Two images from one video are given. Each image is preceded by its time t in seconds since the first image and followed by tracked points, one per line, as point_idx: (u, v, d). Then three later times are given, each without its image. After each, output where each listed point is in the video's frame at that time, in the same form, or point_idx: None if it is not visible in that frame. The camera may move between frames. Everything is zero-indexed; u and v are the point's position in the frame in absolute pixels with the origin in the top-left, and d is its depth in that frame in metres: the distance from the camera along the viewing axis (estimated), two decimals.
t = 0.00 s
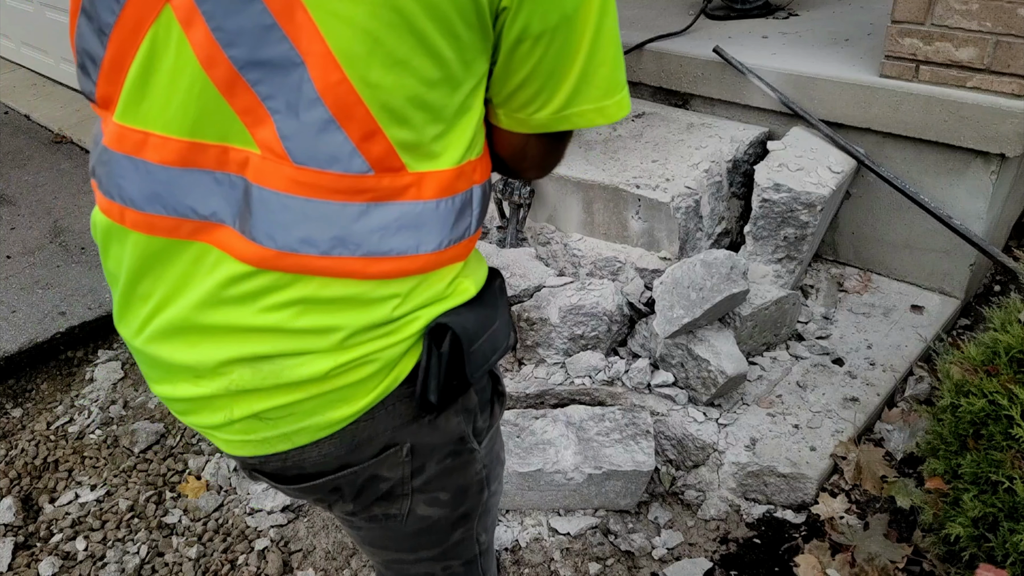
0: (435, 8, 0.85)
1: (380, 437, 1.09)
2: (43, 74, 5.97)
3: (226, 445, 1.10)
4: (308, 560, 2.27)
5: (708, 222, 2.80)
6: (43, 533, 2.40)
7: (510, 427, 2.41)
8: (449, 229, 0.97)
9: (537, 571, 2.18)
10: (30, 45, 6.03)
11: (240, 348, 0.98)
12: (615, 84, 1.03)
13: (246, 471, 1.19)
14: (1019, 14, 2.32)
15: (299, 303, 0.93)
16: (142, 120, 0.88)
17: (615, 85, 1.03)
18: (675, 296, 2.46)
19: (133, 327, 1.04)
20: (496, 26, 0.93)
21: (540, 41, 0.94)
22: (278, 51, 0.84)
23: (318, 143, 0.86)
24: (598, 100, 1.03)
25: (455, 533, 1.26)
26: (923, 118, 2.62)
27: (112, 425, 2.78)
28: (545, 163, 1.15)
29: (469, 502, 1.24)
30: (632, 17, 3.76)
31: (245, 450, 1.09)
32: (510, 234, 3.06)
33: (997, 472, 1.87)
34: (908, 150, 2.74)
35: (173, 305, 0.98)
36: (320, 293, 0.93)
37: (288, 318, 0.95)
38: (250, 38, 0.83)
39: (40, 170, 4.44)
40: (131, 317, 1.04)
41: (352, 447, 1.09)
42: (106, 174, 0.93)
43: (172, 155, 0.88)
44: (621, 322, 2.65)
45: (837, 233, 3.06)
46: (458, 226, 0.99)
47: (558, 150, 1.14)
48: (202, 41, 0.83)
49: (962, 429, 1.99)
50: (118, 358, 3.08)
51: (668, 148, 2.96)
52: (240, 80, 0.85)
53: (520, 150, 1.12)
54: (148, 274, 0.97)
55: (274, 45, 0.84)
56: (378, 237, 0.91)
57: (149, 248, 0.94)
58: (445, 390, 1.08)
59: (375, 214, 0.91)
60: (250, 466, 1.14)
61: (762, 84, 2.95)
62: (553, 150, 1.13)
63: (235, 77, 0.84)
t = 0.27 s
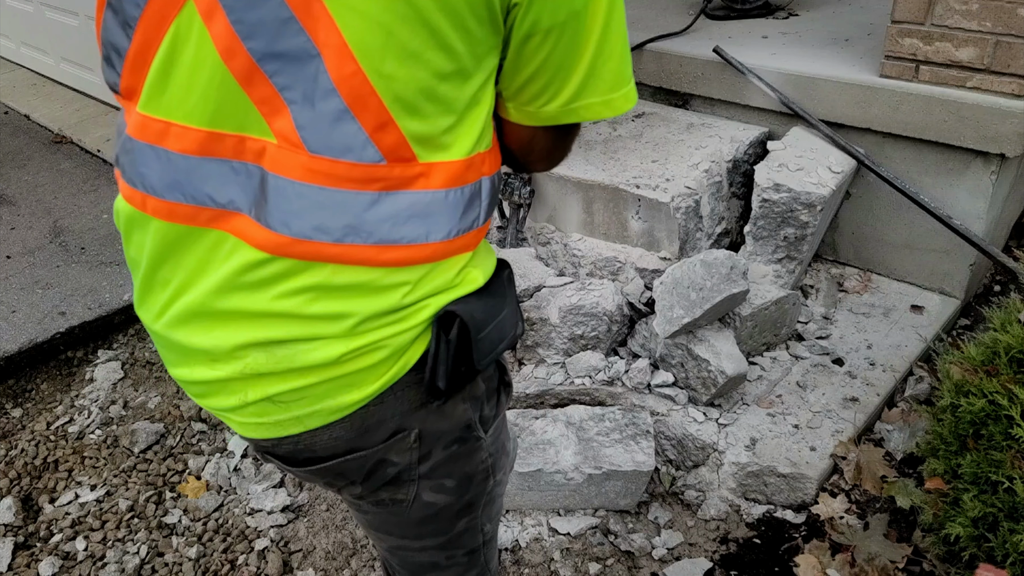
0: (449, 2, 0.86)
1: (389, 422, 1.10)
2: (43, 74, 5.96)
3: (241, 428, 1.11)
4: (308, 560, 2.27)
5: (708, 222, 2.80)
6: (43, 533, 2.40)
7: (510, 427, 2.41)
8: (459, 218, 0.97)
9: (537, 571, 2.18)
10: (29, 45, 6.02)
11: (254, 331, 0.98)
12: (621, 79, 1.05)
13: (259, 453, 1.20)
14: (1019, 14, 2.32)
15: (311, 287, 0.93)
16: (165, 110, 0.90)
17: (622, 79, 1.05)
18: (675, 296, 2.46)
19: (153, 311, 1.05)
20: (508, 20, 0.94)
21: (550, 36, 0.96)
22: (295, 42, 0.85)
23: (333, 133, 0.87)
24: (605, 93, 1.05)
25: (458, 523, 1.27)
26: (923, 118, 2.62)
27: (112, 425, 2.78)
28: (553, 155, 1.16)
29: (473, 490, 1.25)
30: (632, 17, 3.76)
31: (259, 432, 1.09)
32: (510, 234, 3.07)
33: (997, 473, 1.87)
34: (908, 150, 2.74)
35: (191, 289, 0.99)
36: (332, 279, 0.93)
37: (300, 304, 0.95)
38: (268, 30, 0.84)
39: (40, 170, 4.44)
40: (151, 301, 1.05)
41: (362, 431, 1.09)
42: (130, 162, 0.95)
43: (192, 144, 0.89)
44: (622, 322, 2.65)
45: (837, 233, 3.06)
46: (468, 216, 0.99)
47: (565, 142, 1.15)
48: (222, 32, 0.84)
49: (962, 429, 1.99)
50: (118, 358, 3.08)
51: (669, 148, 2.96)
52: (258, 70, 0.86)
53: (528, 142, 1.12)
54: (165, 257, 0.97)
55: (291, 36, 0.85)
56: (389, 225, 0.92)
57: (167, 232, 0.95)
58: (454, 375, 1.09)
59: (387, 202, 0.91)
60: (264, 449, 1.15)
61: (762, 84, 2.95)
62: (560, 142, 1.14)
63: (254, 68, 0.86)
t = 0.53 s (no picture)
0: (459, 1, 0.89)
1: (400, 409, 1.11)
2: (43, 74, 5.97)
3: (256, 412, 1.14)
4: (308, 560, 2.27)
5: (708, 222, 2.80)
6: (43, 533, 2.40)
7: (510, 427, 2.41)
8: (468, 211, 1.00)
9: (537, 571, 2.18)
10: (29, 45, 6.02)
11: (271, 318, 1.01)
12: (627, 77, 1.07)
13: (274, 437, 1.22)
14: (1019, 14, 2.32)
15: (326, 276, 0.96)
16: (186, 104, 0.92)
17: (628, 77, 1.07)
18: (675, 296, 2.46)
19: (174, 297, 1.08)
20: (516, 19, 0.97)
21: (557, 34, 0.98)
22: (311, 38, 0.87)
23: (347, 126, 0.89)
24: (611, 89, 1.07)
25: (466, 511, 1.27)
26: (923, 118, 2.62)
27: (112, 425, 2.78)
28: (561, 149, 1.19)
29: (481, 479, 1.25)
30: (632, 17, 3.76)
31: (274, 417, 1.12)
32: (510, 234, 3.10)
33: (997, 473, 1.87)
34: (909, 150, 2.74)
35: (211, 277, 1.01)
36: (347, 268, 0.96)
37: (317, 292, 0.97)
38: (285, 26, 0.87)
39: (40, 170, 4.44)
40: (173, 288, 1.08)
41: (372, 417, 1.11)
42: (154, 154, 0.98)
43: (212, 137, 0.92)
44: (621, 322, 2.65)
45: (837, 233, 3.06)
46: (476, 209, 1.01)
47: (575, 140, 1.18)
48: (241, 29, 0.87)
49: (962, 429, 1.99)
50: (118, 358, 3.09)
51: (668, 148, 2.96)
52: (275, 66, 0.88)
53: (538, 138, 1.16)
54: (187, 246, 1.00)
55: (306, 32, 0.87)
56: (401, 217, 0.94)
57: (188, 221, 0.98)
58: (463, 364, 1.10)
59: (399, 194, 0.94)
60: (280, 434, 1.18)
61: (762, 84, 2.95)
62: (569, 137, 1.17)
63: (271, 63, 0.88)
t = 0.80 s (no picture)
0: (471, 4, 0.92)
1: (412, 397, 1.17)
2: (43, 74, 5.97)
3: (273, 397, 1.18)
4: (308, 560, 2.27)
5: (708, 222, 2.80)
6: (43, 533, 2.39)
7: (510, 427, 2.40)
8: (478, 206, 1.03)
9: (537, 571, 2.18)
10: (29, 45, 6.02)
11: (288, 307, 1.04)
12: (631, 74, 1.13)
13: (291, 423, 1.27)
14: (1019, 14, 2.31)
15: (342, 268, 1.00)
16: (207, 99, 0.96)
17: (632, 74, 1.13)
18: (675, 296, 2.46)
19: (194, 287, 1.12)
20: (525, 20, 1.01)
21: (563, 35, 1.03)
22: (326, 37, 0.90)
23: (361, 122, 0.92)
24: (616, 88, 1.13)
25: (474, 501, 1.32)
26: (922, 118, 2.62)
27: (112, 425, 2.78)
28: (571, 145, 1.24)
29: (489, 468, 1.30)
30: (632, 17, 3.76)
31: (289, 402, 1.16)
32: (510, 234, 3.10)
33: (997, 473, 1.87)
34: (909, 150, 2.74)
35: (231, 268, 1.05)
36: (362, 260, 0.99)
37: (333, 284, 1.01)
38: (301, 25, 0.90)
39: (40, 170, 4.44)
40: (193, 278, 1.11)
41: (385, 404, 1.16)
42: (175, 148, 1.01)
43: (232, 132, 0.95)
44: (621, 322, 2.65)
45: (837, 233, 3.06)
46: (486, 203, 1.05)
47: (584, 139, 1.24)
48: (260, 27, 0.90)
49: (962, 429, 1.99)
50: (118, 358, 3.09)
51: (668, 148, 2.96)
52: (292, 63, 0.91)
53: (548, 133, 1.22)
54: (206, 238, 1.04)
55: (321, 31, 0.90)
56: (413, 210, 0.98)
57: (207, 215, 1.01)
58: (474, 353, 1.15)
59: (412, 187, 0.97)
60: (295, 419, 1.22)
61: (762, 84, 2.95)
62: (577, 134, 1.22)
63: (289, 61, 0.91)
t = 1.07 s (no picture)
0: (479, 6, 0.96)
1: (427, 385, 1.20)
2: (43, 74, 5.96)
3: (295, 385, 1.23)
4: (308, 560, 2.27)
5: (708, 222, 2.80)
6: (43, 533, 2.39)
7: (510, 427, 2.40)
8: (489, 201, 1.07)
9: (537, 571, 2.18)
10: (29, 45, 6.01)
11: (307, 297, 1.09)
12: (636, 75, 1.16)
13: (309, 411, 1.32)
14: (1019, 14, 2.32)
15: (358, 259, 1.04)
16: (230, 99, 1.02)
17: (636, 75, 1.16)
18: (675, 296, 2.46)
19: (219, 279, 1.18)
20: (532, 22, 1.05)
21: (569, 36, 1.07)
22: (342, 38, 0.95)
23: (375, 119, 0.98)
24: (622, 88, 1.16)
25: (484, 491, 1.36)
26: (922, 118, 2.62)
27: (112, 425, 2.78)
28: (579, 143, 1.26)
29: (499, 458, 1.34)
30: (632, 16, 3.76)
31: (310, 390, 1.21)
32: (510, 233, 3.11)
33: (997, 473, 1.87)
34: (909, 150, 2.74)
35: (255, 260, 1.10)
36: (377, 252, 1.04)
37: (350, 275, 1.06)
38: (318, 27, 0.95)
39: (40, 170, 4.43)
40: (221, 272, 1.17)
41: (400, 391, 1.20)
42: (200, 146, 1.08)
43: (253, 129, 1.01)
44: (621, 322, 2.65)
45: (837, 233, 3.06)
46: (497, 199, 1.09)
47: (592, 137, 1.26)
48: (279, 30, 0.95)
49: (962, 429, 1.99)
50: (118, 358, 3.09)
51: (668, 148, 2.96)
52: (309, 64, 0.97)
53: (557, 132, 1.24)
54: (230, 231, 1.10)
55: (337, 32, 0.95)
56: (425, 204, 1.02)
57: (232, 209, 1.07)
58: (487, 343, 1.18)
59: (424, 183, 1.02)
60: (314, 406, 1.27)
61: (762, 84, 2.95)
62: (585, 133, 1.24)
63: (306, 62, 0.96)
